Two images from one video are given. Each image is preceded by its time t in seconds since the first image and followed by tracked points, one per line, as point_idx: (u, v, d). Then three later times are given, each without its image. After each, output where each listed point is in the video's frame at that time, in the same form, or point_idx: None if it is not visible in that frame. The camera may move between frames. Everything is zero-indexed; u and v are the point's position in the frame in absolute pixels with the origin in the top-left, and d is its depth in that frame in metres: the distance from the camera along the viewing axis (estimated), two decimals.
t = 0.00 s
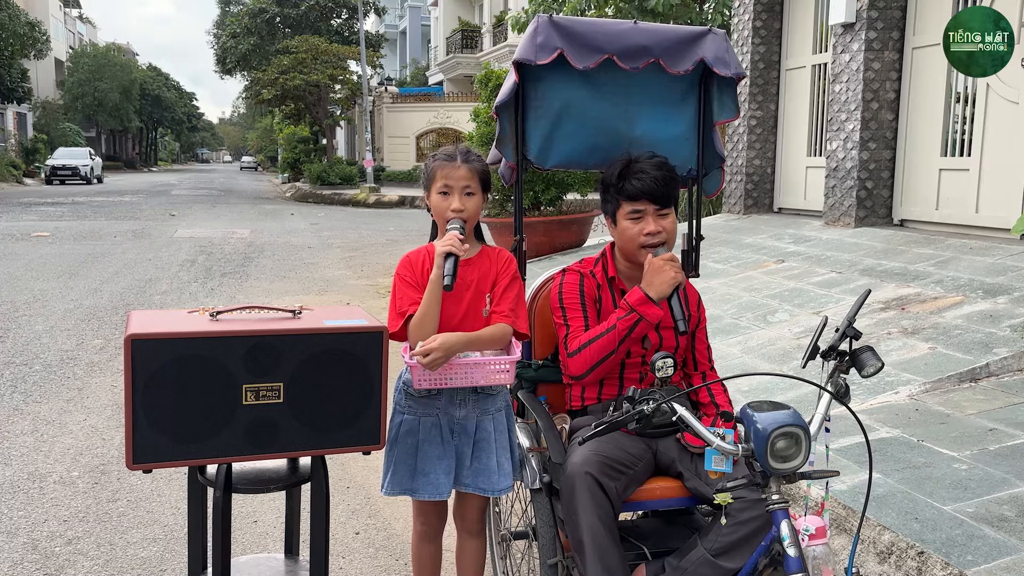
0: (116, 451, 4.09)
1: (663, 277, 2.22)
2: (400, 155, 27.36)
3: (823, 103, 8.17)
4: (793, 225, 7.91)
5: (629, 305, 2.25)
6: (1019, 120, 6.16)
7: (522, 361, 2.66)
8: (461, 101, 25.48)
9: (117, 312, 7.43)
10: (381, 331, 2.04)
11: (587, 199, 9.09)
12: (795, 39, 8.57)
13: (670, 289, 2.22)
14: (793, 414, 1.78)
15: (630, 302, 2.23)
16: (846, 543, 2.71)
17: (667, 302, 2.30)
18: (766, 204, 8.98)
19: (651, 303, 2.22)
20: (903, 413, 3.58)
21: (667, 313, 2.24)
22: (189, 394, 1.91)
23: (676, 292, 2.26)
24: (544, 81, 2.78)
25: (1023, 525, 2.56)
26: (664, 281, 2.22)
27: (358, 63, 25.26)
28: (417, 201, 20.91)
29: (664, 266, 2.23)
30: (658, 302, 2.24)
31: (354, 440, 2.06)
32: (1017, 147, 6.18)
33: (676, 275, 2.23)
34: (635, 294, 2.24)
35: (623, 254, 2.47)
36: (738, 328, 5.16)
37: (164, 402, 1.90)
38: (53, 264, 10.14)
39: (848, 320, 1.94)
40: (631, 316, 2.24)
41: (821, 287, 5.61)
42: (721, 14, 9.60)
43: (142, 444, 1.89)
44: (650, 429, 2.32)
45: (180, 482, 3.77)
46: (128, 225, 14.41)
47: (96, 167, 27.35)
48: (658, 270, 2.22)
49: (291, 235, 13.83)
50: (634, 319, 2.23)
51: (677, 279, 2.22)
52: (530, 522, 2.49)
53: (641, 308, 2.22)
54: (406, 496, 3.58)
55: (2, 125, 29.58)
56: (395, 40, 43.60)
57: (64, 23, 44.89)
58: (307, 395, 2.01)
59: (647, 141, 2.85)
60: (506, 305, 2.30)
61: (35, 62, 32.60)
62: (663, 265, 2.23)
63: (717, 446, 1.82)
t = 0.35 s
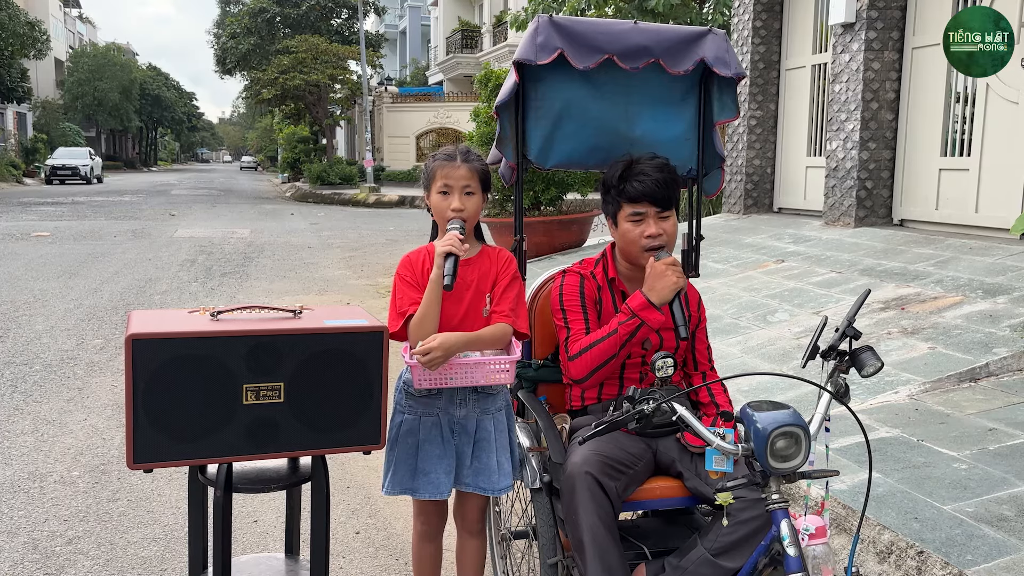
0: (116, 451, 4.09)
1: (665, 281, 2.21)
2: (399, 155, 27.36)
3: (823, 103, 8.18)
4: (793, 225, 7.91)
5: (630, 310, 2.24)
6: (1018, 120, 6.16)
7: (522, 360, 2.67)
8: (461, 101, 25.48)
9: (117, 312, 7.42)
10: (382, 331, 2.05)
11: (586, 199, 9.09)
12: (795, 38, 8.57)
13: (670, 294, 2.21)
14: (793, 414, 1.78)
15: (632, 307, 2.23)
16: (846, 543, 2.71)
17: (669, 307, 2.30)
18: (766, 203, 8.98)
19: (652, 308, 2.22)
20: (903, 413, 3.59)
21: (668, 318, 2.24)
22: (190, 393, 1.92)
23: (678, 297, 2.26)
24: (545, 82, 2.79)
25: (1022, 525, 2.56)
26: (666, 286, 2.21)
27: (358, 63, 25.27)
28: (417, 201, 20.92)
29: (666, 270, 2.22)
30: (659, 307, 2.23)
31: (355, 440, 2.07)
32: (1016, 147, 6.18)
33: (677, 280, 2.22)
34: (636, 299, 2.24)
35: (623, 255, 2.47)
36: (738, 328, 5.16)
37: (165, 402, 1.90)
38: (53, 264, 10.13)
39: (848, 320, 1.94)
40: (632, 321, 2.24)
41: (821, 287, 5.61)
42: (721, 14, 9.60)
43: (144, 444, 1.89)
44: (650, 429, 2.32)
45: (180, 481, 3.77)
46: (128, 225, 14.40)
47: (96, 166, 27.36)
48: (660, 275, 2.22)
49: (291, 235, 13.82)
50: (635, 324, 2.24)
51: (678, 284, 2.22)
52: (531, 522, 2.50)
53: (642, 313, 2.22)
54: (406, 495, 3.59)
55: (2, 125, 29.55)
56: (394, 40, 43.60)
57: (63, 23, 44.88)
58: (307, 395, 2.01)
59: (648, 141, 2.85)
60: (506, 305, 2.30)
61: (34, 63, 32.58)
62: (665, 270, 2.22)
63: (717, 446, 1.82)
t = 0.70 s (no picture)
0: (116, 451, 4.09)
1: (665, 285, 2.21)
2: (399, 155, 27.35)
3: (823, 103, 8.18)
4: (793, 225, 7.91)
5: (629, 314, 2.25)
6: (1018, 120, 6.17)
7: (522, 360, 2.67)
8: (460, 100, 25.48)
9: (116, 311, 7.42)
10: (383, 330, 2.05)
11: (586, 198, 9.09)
12: (795, 38, 8.58)
13: (670, 298, 2.21)
14: (793, 413, 1.79)
15: (631, 310, 2.24)
16: (846, 542, 2.72)
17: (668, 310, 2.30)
18: (766, 204, 8.99)
19: (652, 311, 2.23)
20: (903, 412, 3.59)
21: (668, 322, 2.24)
22: (191, 393, 1.92)
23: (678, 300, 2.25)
24: (546, 82, 2.79)
25: (1022, 524, 2.57)
26: (665, 290, 2.21)
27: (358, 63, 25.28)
28: (417, 200, 20.91)
29: (666, 274, 2.22)
30: (659, 311, 2.24)
31: (355, 439, 2.07)
32: (1016, 147, 6.18)
33: (677, 284, 2.21)
34: (636, 303, 2.24)
35: (623, 256, 2.47)
36: (737, 328, 5.16)
37: (166, 401, 1.90)
38: (53, 264, 10.12)
39: (847, 320, 1.94)
40: (631, 325, 2.24)
41: (821, 286, 5.62)
42: (721, 14, 9.60)
43: (145, 443, 1.89)
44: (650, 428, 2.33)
45: (180, 481, 3.77)
46: (128, 225, 14.40)
47: (95, 165, 27.35)
48: (660, 279, 2.22)
49: (291, 234, 13.82)
50: (635, 327, 2.24)
51: (678, 287, 2.21)
52: (531, 521, 2.50)
53: (642, 317, 2.23)
54: (406, 495, 3.59)
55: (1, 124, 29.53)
56: (394, 40, 43.60)
57: (63, 22, 44.85)
58: (307, 395, 2.01)
59: (648, 141, 2.85)
60: (506, 304, 2.31)
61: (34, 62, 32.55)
62: (665, 273, 2.22)
63: (717, 445, 1.83)
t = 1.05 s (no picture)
0: (116, 450, 4.08)
1: (666, 287, 2.21)
2: (398, 155, 27.34)
3: (822, 104, 8.19)
4: (792, 226, 7.91)
5: (630, 316, 2.25)
6: (1017, 121, 6.17)
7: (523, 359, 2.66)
8: (459, 100, 25.48)
9: (115, 311, 7.41)
10: (384, 330, 2.05)
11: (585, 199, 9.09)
12: (795, 39, 8.58)
13: (671, 300, 2.21)
14: (794, 413, 1.79)
15: (633, 312, 2.24)
16: (846, 542, 2.72)
17: (669, 311, 2.30)
18: (765, 204, 8.99)
19: (653, 313, 2.23)
20: (902, 413, 3.59)
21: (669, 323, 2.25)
22: (193, 392, 1.92)
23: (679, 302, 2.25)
24: (547, 81, 2.79)
25: (1022, 524, 2.57)
26: (666, 292, 2.20)
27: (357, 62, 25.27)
28: (417, 200, 20.91)
29: (667, 276, 2.21)
30: (660, 313, 2.23)
31: (357, 438, 2.07)
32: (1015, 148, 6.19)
33: (678, 286, 2.21)
34: (637, 304, 2.24)
35: (624, 256, 2.47)
36: (737, 328, 5.17)
37: (168, 400, 1.90)
38: (51, 263, 10.11)
39: (849, 320, 1.94)
40: (632, 326, 2.24)
41: (820, 287, 5.62)
42: (720, 14, 9.61)
43: (146, 442, 1.89)
44: (651, 428, 2.33)
45: (179, 480, 3.76)
46: (127, 225, 14.39)
47: (94, 165, 27.34)
48: (661, 280, 2.21)
49: (290, 234, 13.81)
50: (636, 329, 2.24)
51: (679, 289, 2.21)
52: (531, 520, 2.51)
53: (643, 318, 2.23)
54: (406, 495, 3.59)
55: None
56: (393, 40, 43.58)
57: (61, 21, 44.79)
58: (309, 394, 2.01)
59: (649, 141, 2.85)
60: (508, 304, 2.31)
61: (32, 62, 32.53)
62: (666, 275, 2.22)
63: (719, 445, 1.83)
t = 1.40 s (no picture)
0: (113, 450, 4.07)
1: (668, 288, 2.20)
2: (394, 154, 27.31)
3: (819, 105, 8.21)
4: (789, 226, 7.92)
5: (632, 316, 2.25)
6: (1014, 122, 6.18)
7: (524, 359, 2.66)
8: (455, 100, 25.47)
9: (112, 310, 7.39)
10: (388, 330, 2.05)
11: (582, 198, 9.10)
12: (791, 40, 8.59)
13: (673, 301, 2.20)
14: (798, 414, 1.79)
15: (634, 313, 2.23)
16: (846, 542, 2.73)
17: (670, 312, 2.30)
18: (762, 204, 9.01)
19: (654, 314, 2.22)
20: (901, 413, 3.60)
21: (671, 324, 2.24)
22: (196, 392, 1.92)
23: (681, 303, 2.25)
24: (548, 82, 2.79)
25: (1021, 524, 2.58)
26: (668, 293, 2.20)
27: (352, 62, 25.23)
28: (413, 200, 20.87)
29: (669, 277, 2.20)
30: (662, 313, 2.23)
31: (359, 439, 2.07)
32: (1012, 149, 6.20)
33: (679, 286, 2.20)
34: (639, 305, 2.24)
35: (626, 255, 2.47)
36: (734, 328, 5.17)
37: (171, 401, 1.90)
38: (46, 262, 10.08)
39: (851, 320, 1.95)
40: (634, 327, 2.24)
41: (818, 287, 5.63)
42: (716, 15, 9.62)
43: (149, 442, 1.89)
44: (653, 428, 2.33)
45: (178, 480, 3.76)
46: (122, 224, 14.35)
47: (89, 164, 27.28)
48: (663, 281, 2.20)
49: (286, 234, 13.80)
50: (637, 329, 2.24)
51: (681, 290, 2.20)
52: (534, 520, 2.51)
53: (644, 319, 2.23)
54: (405, 495, 3.59)
55: None
56: (389, 40, 43.54)
57: (56, 20, 44.68)
58: (311, 394, 2.01)
59: (650, 141, 2.85)
60: (510, 304, 2.31)
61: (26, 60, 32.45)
62: (668, 275, 2.21)
63: (723, 446, 1.83)
